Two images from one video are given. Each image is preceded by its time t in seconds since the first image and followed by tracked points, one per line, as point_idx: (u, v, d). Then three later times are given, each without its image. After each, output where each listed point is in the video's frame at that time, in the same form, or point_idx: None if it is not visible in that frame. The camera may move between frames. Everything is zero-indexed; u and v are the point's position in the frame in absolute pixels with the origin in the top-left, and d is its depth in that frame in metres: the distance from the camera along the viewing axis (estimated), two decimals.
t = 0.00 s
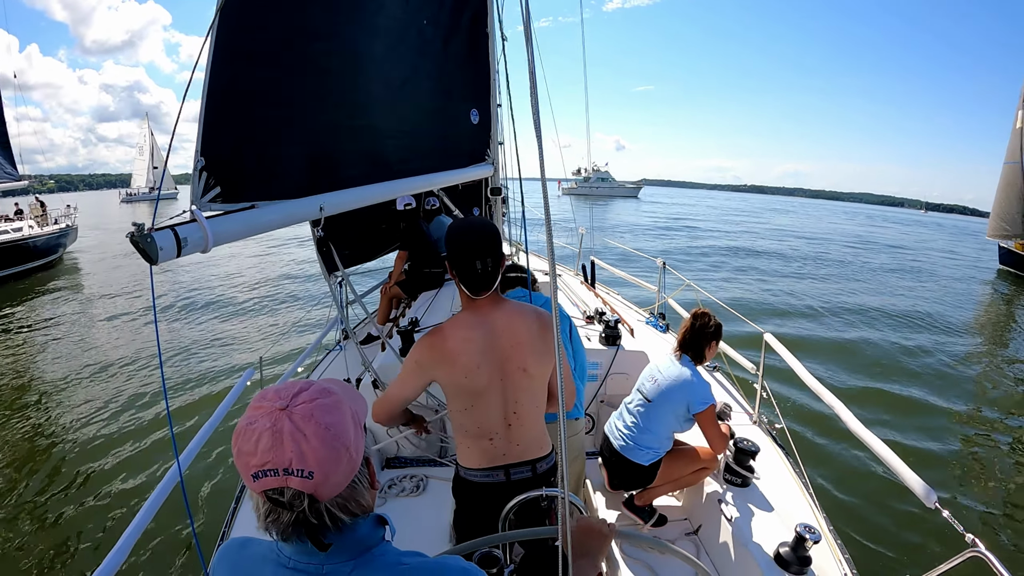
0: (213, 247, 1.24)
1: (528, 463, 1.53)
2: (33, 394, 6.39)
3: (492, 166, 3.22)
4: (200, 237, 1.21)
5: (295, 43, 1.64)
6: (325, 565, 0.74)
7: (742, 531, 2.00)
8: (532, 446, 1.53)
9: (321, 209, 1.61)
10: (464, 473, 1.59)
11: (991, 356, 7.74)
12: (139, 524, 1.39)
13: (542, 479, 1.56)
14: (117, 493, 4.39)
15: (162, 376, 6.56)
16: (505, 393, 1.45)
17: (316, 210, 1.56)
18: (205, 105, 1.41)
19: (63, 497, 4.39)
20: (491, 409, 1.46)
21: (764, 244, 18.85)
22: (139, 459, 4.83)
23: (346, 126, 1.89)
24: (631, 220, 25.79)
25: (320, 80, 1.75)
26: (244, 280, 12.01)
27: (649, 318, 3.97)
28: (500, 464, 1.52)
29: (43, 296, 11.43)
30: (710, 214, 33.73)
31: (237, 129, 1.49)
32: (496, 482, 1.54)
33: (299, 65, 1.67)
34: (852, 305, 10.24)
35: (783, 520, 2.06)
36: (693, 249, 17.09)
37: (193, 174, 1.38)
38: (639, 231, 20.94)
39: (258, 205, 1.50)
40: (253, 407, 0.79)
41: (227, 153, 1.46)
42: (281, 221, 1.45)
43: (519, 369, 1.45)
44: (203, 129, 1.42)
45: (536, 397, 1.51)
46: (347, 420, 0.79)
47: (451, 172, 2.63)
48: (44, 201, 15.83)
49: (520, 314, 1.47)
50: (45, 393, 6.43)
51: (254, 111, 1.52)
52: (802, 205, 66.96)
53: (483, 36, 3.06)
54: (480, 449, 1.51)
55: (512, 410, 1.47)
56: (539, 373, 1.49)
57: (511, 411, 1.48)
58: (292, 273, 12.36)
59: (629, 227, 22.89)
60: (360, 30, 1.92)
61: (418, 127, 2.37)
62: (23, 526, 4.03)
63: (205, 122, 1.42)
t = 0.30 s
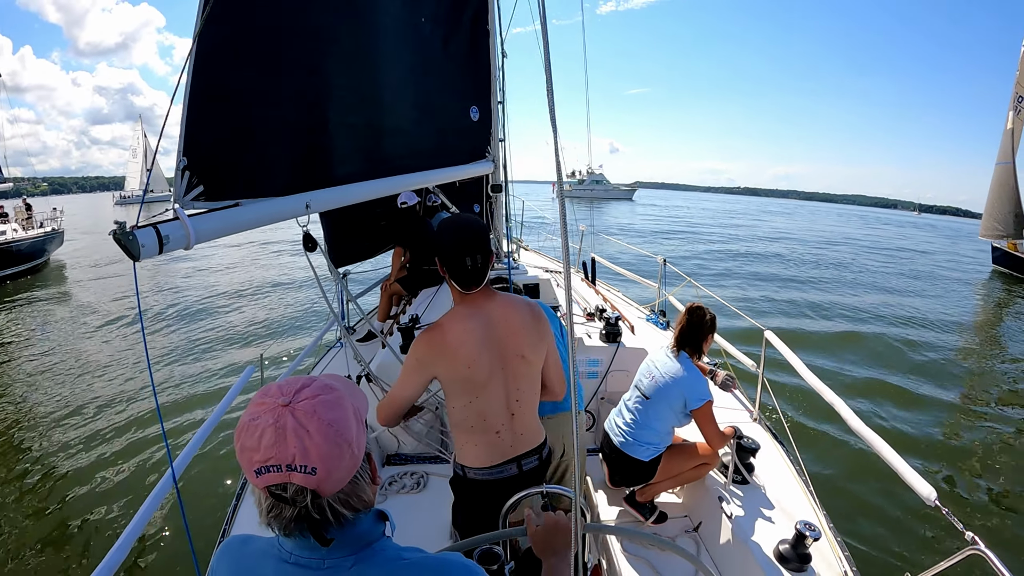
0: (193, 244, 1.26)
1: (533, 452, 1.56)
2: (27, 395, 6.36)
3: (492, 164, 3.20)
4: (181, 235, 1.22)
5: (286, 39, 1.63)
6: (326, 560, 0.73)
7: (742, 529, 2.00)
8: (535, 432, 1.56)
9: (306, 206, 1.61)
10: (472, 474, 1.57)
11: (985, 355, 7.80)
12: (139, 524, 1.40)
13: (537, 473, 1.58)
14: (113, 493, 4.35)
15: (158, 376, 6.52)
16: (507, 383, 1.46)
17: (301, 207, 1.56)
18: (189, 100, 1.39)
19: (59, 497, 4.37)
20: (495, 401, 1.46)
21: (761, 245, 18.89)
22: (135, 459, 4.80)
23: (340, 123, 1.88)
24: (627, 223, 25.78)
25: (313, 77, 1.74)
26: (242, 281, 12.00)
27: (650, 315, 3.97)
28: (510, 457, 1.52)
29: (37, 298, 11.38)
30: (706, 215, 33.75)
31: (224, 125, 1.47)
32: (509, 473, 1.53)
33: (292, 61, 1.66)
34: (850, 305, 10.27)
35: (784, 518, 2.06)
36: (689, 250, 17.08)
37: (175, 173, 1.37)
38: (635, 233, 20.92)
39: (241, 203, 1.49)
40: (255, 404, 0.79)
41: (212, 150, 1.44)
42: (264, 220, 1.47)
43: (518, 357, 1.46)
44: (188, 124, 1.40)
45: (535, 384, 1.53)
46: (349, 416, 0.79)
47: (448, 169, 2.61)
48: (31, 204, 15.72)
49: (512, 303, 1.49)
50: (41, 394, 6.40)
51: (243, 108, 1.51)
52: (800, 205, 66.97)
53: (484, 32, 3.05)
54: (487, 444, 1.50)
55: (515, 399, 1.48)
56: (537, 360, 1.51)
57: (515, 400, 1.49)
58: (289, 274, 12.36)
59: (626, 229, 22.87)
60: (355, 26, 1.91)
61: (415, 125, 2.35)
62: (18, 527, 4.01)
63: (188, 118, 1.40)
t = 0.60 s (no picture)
0: (180, 243, 1.30)
1: (524, 447, 1.59)
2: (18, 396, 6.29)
3: (492, 163, 3.20)
4: (167, 234, 1.26)
5: (280, 41, 1.62)
6: (326, 561, 0.74)
7: (743, 531, 2.00)
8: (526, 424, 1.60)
9: (296, 206, 1.62)
10: (466, 473, 1.57)
11: (982, 355, 7.84)
12: (139, 523, 1.41)
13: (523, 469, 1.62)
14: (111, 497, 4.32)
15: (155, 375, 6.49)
16: (499, 378, 1.46)
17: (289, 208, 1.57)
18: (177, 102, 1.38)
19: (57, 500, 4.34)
20: (488, 397, 1.46)
21: (759, 245, 18.92)
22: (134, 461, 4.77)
23: (334, 123, 1.88)
24: (624, 223, 25.76)
25: (307, 78, 1.74)
26: (240, 280, 11.98)
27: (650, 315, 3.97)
28: (505, 452, 1.54)
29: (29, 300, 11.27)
30: (704, 215, 33.76)
31: (213, 126, 1.46)
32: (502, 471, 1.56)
33: (285, 61, 1.65)
34: (848, 305, 10.28)
35: (784, 518, 2.06)
36: (687, 250, 17.05)
37: (160, 175, 1.37)
38: (633, 233, 20.87)
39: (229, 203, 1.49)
40: (253, 404, 0.79)
41: (200, 151, 1.44)
42: (251, 219, 1.48)
43: (508, 350, 1.46)
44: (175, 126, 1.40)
45: (524, 378, 1.55)
46: (349, 418, 0.79)
47: (445, 168, 2.62)
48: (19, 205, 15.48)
49: (497, 297, 1.49)
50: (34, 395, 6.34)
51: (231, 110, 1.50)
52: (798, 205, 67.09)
53: (485, 30, 3.06)
54: (483, 441, 1.51)
55: (507, 394, 1.50)
56: (525, 354, 1.52)
57: (507, 395, 1.50)
58: (285, 273, 12.34)
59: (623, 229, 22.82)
60: (351, 26, 1.90)
61: (413, 124, 2.35)
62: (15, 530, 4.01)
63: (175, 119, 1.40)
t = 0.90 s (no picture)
0: (168, 245, 1.31)
1: (499, 440, 1.60)
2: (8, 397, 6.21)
3: (492, 165, 3.21)
4: (156, 237, 1.27)
5: (274, 45, 1.62)
6: (330, 571, 0.74)
7: (742, 534, 2.00)
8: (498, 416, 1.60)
9: (285, 209, 1.63)
10: (444, 468, 1.57)
11: (978, 354, 7.87)
12: (128, 539, 1.42)
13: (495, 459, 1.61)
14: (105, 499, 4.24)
15: (149, 375, 6.41)
16: (460, 372, 1.47)
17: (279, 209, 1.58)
18: (165, 108, 1.38)
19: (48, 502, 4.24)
20: (452, 391, 1.47)
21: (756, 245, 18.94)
22: (127, 461, 4.68)
23: (330, 127, 1.88)
24: (621, 224, 25.74)
25: (301, 81, 1.74)
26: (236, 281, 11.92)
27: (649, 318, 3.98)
28: (480, 446, 1.55)
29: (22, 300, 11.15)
30: (701, 215, 33.80)
31: (200, 130, 1.46)
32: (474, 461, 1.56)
33: (279, 65, 1.65)
34: (846, 305, 10.29)
35: (784, 521, 2.07)
36: (684, 251, 17.04)
37: (150, 179, 1.36)
38: (630, 233, 20.83)
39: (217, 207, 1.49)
40: (268, 408, 0.79)
41: (188, 156, 1.44)
42: (240, 222, 1.49)
43: (463, 343, 1.45)
44: (163, 132, 1.39)
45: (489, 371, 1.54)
46: (364, 432, 0.78)
47: (444, 171, 2.63)
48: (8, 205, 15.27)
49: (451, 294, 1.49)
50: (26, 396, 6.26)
51: (220, 115, 1.49)
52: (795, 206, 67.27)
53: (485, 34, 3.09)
54: (455, 434, 1.52)
55: (472, 387, 1.50)
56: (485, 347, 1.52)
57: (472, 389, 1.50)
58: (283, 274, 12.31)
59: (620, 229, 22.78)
60: (347, 31, 1.91)
61: (412, 126, 2.36)
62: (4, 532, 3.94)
63: (164, 125, 1.39)
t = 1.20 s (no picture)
0: (160, 249, 1.31)
1: (455, 379, 1.62)
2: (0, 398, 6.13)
3: (491, 169, 3.22)
4: (148, 240, 1.27)
5: (269, 53, 1.63)
6: None
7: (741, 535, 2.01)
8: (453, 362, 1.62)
9: (279, 213, 1.64)
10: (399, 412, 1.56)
11: (973, 354, 7.88)
12: (124, 545, 1.42)
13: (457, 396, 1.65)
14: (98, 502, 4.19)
15: (143, 378, 6.35)
16: (412, 304, 1.54)
17: (271, 215, 1.59)
18: (158, 112, 1.38)
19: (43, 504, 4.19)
20: (402, 321, 1.52)
21: (751, 245, 18.94)
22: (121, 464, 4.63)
23: (327, 131, 1.89)
24: (618, 224, 25.73)
25: (297, 88, 1.74)
26: (232, 283, 11.88)
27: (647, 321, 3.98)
28: (433, 384, 1.56)
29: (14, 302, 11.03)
30: (697, 215, 33.84)
31: (194, 135, 1.46)
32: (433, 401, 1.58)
33: (274, 73, 1.66)
34: (843, 305, 10.28)
35: (783, 524, 2.07)
36: (681, 251, 17.03)
37: (142, 182, 1.36)
38: (627, 234, 20.79)
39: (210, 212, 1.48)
40: (320, 408, 0.78)
41: (180, 160, 1.44)
42: (233, 225, 1.49)
43: (419, 283, 1.57)
44: (155, 137, 1.39)
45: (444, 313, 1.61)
46: (414, 441, 0.77)
47: (442, 175, 2.65)
48: None
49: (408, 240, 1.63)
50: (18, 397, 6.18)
51: (213, 121, 1.49)
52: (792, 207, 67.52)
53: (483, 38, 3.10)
54: (404, 371, 1.52)
55: (422, 322, 1.55)
56: (440, 289, 1.61)
57: (423, 324, 1.56)
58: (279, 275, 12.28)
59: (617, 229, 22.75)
60: (344, 38, 1.92)
61: (411, 129, 2.38)
62: None
63: (156, 130, 1.39)
